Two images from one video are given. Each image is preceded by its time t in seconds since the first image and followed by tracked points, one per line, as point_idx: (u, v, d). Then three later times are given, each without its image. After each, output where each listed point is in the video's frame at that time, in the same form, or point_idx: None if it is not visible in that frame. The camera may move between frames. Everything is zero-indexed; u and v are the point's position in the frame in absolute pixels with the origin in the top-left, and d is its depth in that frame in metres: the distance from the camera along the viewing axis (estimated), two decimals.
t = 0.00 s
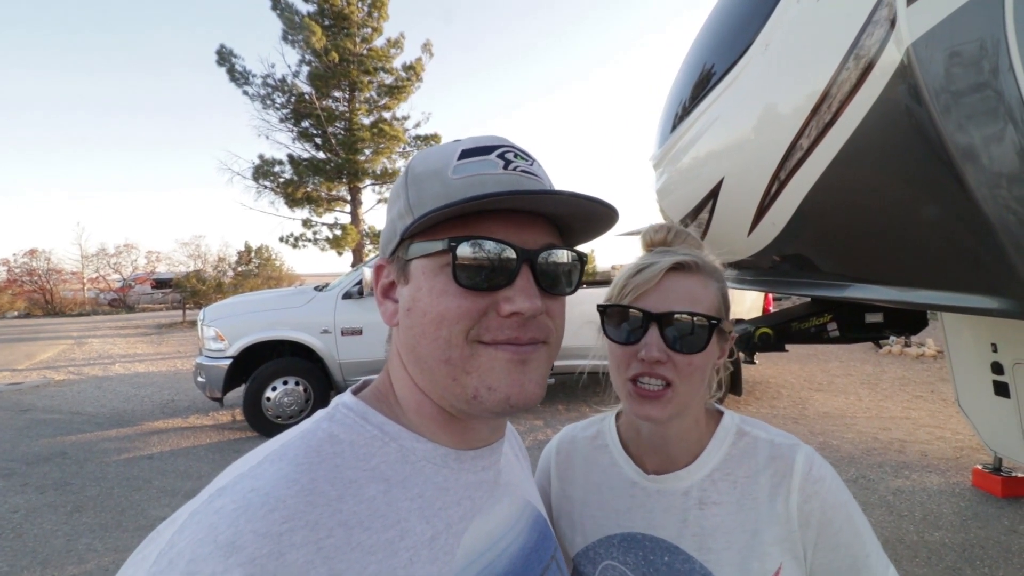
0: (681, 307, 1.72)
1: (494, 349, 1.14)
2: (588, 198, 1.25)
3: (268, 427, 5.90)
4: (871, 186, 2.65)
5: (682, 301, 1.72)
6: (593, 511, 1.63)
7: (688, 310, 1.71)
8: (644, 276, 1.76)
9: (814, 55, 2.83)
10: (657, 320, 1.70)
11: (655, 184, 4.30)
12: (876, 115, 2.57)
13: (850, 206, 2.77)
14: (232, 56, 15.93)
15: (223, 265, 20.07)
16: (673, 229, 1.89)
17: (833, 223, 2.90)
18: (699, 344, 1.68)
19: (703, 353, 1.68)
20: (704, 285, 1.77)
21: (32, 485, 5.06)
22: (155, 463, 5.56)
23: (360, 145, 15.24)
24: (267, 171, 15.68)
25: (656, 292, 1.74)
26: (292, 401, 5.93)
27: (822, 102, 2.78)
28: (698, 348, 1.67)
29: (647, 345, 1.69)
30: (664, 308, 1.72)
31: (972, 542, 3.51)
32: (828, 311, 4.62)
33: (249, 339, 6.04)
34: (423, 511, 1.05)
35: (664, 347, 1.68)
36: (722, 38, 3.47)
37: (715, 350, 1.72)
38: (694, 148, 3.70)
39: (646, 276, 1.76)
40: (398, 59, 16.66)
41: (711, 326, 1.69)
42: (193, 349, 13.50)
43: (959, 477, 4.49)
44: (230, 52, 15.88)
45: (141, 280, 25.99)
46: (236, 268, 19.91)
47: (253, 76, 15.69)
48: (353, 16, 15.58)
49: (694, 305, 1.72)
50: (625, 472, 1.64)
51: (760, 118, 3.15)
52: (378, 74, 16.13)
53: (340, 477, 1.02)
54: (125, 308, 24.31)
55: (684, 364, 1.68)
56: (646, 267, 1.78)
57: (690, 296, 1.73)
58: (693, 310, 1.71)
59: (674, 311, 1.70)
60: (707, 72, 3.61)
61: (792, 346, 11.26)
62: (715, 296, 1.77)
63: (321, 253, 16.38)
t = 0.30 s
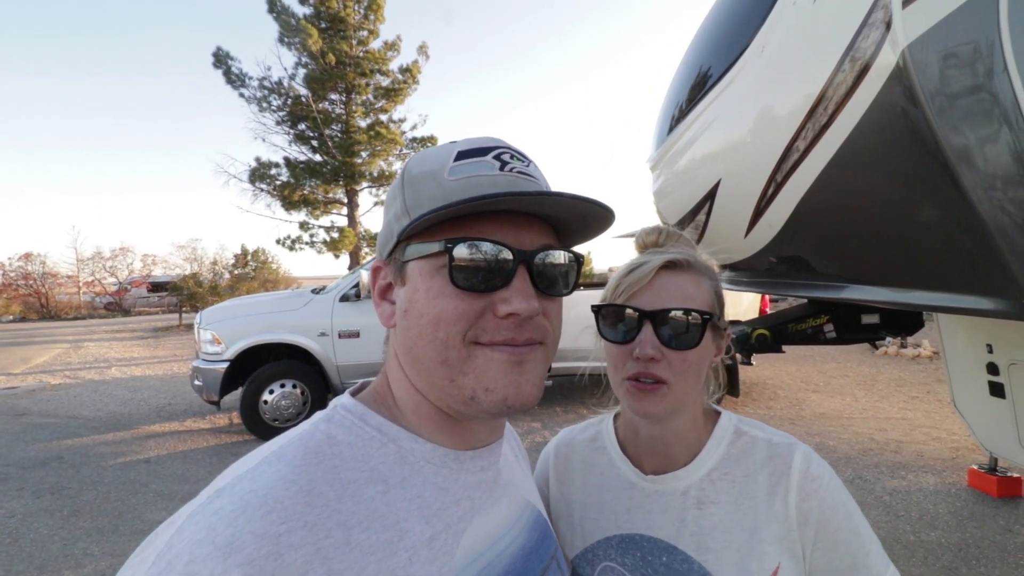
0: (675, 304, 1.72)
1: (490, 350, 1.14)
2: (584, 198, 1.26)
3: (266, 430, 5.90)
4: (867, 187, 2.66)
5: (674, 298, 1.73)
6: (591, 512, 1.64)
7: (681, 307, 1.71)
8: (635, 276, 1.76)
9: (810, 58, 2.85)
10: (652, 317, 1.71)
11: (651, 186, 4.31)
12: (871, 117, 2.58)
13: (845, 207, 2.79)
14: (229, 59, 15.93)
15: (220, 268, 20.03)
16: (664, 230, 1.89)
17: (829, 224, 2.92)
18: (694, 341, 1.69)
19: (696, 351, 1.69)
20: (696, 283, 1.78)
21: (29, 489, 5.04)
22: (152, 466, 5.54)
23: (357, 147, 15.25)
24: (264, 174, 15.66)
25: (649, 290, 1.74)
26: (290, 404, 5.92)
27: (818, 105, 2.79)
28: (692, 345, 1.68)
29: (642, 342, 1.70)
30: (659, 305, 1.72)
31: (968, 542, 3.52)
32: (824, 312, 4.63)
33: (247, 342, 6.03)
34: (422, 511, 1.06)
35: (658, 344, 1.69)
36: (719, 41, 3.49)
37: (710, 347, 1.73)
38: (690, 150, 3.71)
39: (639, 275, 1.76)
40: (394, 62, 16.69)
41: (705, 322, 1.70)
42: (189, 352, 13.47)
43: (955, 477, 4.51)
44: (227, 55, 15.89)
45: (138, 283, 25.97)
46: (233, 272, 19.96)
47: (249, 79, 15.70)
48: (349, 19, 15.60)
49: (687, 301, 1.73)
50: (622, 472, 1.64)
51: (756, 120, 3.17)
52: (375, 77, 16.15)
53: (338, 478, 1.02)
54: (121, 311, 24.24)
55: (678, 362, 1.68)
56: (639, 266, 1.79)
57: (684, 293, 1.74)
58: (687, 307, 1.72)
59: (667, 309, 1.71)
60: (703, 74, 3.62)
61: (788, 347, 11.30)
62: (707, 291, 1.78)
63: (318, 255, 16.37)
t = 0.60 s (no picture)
0: (687, 292, 1.68)
1: (516, 348, 1.11)
2: (603, 193, 1.23)
3: (275, 421, 5.92)
4: (878, 170, 2.60)
5: (685, 284, 1.69)
6: (594, 501, 1.61)
7: (691, 295, 1.67)
8: (646, 262, 1.72)
9: (818, 37, 2.78)
10: (664, 306, 1.66)
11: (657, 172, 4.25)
12: (882, 98, 2.52)
13: (856, 190, 2.73)
14: (233, 51, 15.88)
15: (229, 261, 20.12)
16: (668, 213, 1.81)
17: (839, 208, 2.86)
18: (706, 330, 1.65)
19: (712, 340, 1.65)
20: (707, 269, 1.74)
21: (43, 481, 5.09)
22: (164, 457, 5.58)
23: (362, 138, 15.20)
24: (270, 166, 15.66)
25: (659, 278, 1.70)
26: (300, 395, 5.92)
27: (827, 86, 2.72)
28: (708, 334, 1.64)
29: (655, 334, 1.64)
30: (671, 293, 1.68)
31: (981, 528, 3.48)
32: (834, 298, 4.56)
33: (255, 334, 6.04)
34: (418, 507, 1.03)
35: (671, 334, 1.64)
36: (725, 23, 3.41)
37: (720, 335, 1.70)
38: (697, 135, 3.65)
39: (649, 261, 1.72)
40: (398, 51, 16.58)
41: (718, 311, 1.66)
42: (200, 344, 13.55)
43: (968, 462, 4.46)
44: (231, 46, 15.84)
45: (149, 276, 26.18)
46: (242, 264, 20.05)
47: (254, 71, 15.66)
48: (352, 8, 15.49)
49: (698, 287, 1.69)
50: (626, 458, 1.62)
51: (764, 103, 3.10)
52: (379, 66, 16.05)
53: (333, 475, 1.00)
54: (133, 305, 24.42)
55: (693, 352, 1.64)
56: (648, 252, 1.74)
57: (696, 280, 1.70)
58: (698, 294, 1.68)
59: (679, 296, 1.67)
60: (709, 57, 3.55)
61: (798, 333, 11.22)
62: (717, 278, 1.74)
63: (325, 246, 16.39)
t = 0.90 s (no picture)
0: (689, 284, 1.67)
1: (512, 348, 1.11)
2: (601, 193, 1.23)
3: (273, 422, 5.90)
4: (872, 164, 2.60)
5: (687, 276, 1.68)
6: (596, 496, 1.61)
7: (694, 287, 1.66)
8: (645, 254, 1.72)
9: (810, 31, 2.77)
10: (664, 299, 1.65)
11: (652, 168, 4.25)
12: (874, 91, 2.52)
13: (850, 184, 2.73)
14: (226, 52, 15.84)
15: (225, 263, 20.10)
16: (666, 207, 1.79)
17: (833, 202, 2.86)
18: (708, 324, 1.64)
19: (714, 334, 1.65)
20: (709, 261, 1.73)
21: (41, 485, 5.08)
22: (162, 460, 5.57)
23: (357, 138, 15.17)
24: (265, 167, 15.62)
25: (660, 269, 1.70)
26: (297, 395, 5.90)
27: (819, 80, 2.73)
28: (711, 328, 1.64)
29: (655, 327, 1.63)
30: (672, 286, 1.67)
31: (978, 519, 3.49)
32: (829, 292, 4.57)
33: (252, 335, 6.02)
34: (412, 506, 1.03)
35: (673, 327, 1.63)
36: (717, 17, 3.40)
37: (723, 329, 1.69)
38: (690, 130, 3.65)
39: (646, 254, 1.72)
40: (392, 50, 16.54)
41: (720, 303, 1.65)
42: (197, 346, 13.52)
43: (965, 454, 4.47)
44: (224, 47, 15.79)
45: (145, 279, 26.16)
46: (239, 266, 20.04)
47: (247, 72, 15.62)
48: (345, 7, 15.44)
49: (701, 279, 1.68)
50: (630, 454, 1.62)
51: (757, 97, 3.10)
52: (373, 66, 16.01)
53: (326, 475, 0.99)
54: (130, 308, 24.37)
55: (695, 347, 1.64)
56: (646, 245, 1.74)
57: (697, 271, 1.69)
58: (700, 286, 1.66)
59: (682, 288, 1.66)
60: (702, 52, 3.54)
61: (795, 328, 11.25)
62: (720, 270, 1.73)
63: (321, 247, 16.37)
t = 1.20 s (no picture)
0: (703, 281, 1.66)
1: (507, 350, 1.10)
2: (600, 193, 1.23)
3: (276, 421, 5.91)
4: (874, 158, 2.59)
5: (701, 273, 1.68)
6: (603, 492, 1.61)
7: (709, 285, 1.65)
8: (659, 250, 1.72)
9: (811, 25, 2.76)
10: (676, 295, 1.65)
11: (652, 164, 4.23)
12: (875, 85, 2.51)
13: (851, 179, 2.72)
14: (226, 51, 15.83)
15: (227, 262, 20.12)
16: (689, 203, 1.81)
17: (834, 197, 2.85)
18: (721, 322, 1.62)
19: (726, 332, 1.63)
20: (727, 258, 1.72)
21: (45, 485, 5.10)
22: (166, 459, 5.58)
23: (357, 136, 15.16)
24: (266, 166, 15.63)
25: (675, 264, 1.69)
26: (300, 394, 5.91)
27: (819, 74, 2.71)
28: (722, 326, 1.62)
29: (667, 323, 1.63)
30: (685, 282, 1.66)
31: (981, 513, 3.49)
32: (831, 287, 4.57)
33: (254, 334, 6.03)
34: (413, 507, 1.03)
35: (684, 324, 1.62)
36: (717, 12, 3.39)
37: (738, 328, 1.67)
38: (691, 126, 3.63)
39: (661, 249, 1.72)
40: (392, 47, 16.51)
41: (734, 302, 1.64)
42: (200, 345, 13.55)
43: (967, 448, 4.46)
44: (224, 46, 15.77)
45: (147, 279, 26.21)
46: (241, 265, 20.07)
47: (247, 71, 15.61)
48: (344, 5, 15.41)
49: (715, 276, 1.67)
50: (642, 451, 1.62)
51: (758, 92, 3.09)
52: (373, 63, 15.98)
53: (326, 476, 0.99)
54: (132, 307, 24.43)
55: (706, 345, 1.62)
56: (661, 240, 1.74)
57: (713, 268, 1.68)
58: (715, 284, 1.65)
59: (696, 285, 1.65)
60: (703, 47, 3.52)
61: (797, 323, 11.23)
62: (737, 268, 1.72)
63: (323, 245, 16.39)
